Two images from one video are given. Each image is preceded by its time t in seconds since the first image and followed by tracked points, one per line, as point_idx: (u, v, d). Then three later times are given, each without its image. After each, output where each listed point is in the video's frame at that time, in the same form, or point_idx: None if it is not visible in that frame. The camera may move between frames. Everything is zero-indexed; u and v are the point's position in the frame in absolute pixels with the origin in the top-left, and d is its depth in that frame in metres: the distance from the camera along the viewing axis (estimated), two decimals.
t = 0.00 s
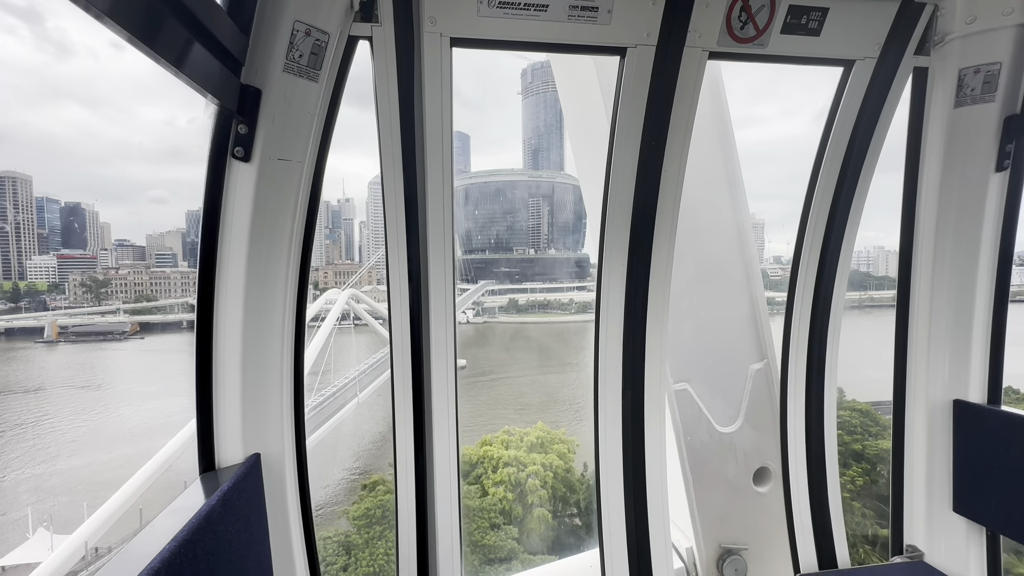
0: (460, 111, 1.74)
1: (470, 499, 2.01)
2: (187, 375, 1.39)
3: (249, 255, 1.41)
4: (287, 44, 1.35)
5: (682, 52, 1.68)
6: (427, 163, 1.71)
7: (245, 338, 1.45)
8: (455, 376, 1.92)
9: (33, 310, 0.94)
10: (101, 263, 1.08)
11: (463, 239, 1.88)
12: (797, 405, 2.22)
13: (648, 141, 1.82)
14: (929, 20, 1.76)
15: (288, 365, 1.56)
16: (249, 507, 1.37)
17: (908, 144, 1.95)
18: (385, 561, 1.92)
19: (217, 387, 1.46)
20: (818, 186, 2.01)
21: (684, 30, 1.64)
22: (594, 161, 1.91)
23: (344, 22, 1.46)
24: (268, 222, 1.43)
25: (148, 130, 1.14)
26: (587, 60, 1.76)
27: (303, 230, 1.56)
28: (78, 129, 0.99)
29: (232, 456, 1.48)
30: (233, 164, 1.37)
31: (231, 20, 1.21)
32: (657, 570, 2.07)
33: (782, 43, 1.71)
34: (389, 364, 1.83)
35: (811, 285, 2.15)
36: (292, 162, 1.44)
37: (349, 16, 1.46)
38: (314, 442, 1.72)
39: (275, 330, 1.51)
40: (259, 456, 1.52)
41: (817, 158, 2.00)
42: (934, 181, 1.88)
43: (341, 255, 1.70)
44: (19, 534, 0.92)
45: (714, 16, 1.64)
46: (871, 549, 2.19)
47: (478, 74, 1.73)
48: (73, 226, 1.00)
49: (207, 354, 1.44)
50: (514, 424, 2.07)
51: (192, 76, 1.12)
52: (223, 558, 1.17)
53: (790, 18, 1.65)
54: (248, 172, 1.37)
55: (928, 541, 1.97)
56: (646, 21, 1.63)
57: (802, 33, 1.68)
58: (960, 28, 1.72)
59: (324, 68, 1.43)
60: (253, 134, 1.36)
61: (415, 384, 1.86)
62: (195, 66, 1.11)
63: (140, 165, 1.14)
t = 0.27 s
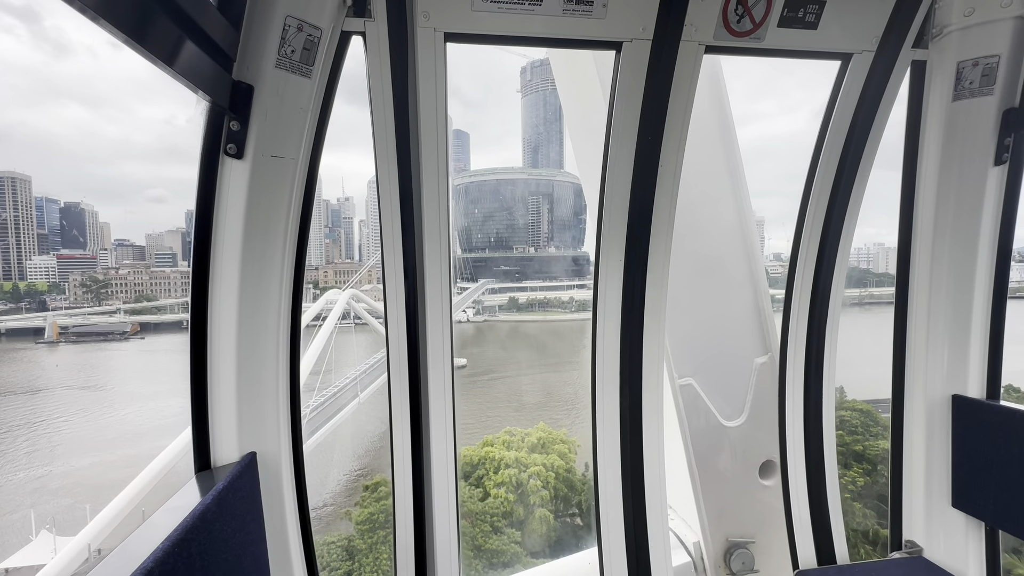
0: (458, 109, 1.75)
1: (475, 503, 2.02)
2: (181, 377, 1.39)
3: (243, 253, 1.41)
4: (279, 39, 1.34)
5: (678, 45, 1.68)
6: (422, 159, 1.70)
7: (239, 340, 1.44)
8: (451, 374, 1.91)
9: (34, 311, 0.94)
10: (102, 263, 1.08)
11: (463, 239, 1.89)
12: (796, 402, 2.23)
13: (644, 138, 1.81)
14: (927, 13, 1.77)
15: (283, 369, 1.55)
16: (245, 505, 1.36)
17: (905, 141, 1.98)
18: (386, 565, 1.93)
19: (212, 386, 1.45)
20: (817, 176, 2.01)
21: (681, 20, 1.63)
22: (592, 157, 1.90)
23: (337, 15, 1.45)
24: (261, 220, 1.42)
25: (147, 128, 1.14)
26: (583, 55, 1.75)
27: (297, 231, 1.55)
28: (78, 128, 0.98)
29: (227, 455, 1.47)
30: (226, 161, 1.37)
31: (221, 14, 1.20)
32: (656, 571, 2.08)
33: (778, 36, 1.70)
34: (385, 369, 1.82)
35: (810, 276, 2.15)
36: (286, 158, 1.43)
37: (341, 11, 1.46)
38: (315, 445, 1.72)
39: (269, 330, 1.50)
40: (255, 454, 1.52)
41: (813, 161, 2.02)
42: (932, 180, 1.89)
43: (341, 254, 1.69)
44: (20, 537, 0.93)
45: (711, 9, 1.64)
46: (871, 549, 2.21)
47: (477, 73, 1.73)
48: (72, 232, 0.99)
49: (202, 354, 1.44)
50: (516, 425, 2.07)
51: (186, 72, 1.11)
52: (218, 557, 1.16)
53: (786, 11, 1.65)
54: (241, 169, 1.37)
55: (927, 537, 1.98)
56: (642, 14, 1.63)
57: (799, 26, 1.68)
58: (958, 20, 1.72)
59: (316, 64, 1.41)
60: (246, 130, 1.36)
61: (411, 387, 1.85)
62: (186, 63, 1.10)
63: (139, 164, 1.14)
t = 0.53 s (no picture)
0: (457, 107, 1.74)
1: (479, 506, 2.03)
2: (178, 377, 1.38)
3: (239, 252, 1.39)
4: (274, 34, 1.33)
5: (676, 41, 1.68)
6: (420, 156, 1.70)
7: (235, 343, 1.43)
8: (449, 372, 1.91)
9: (36, 313, 0.94)
10: (101, 263, 1.08)
11: (462, 238, 1.89)
12: (795, 399, 2.23)
13: (643, 134, 1.81)
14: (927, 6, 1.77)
15: (279, 375, 1.54)
16: (243, 504, 1.36)
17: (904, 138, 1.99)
18: (388, 568, 1.94)
19: (209, 386, 1.44)
20: (817, 172, 2.00)
21: (678, 15, 1.62)
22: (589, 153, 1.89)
23: (333, 11, 1.43)
24: (256, 220, 1.41)
25: (144, 127, 1.14)
26: (581, 51, 1.75)
27: (293, 234, 1.54)
28: (76, 128, 0.98)
29: (225, 453, 1.46)
30: (221, 158, 1.35)
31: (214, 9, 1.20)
32: (654, 570, 2.08)
33: (777, 31, 1.70)
34: (383, 371, 1.83)
35: (810, 269, 2.15)
36: (282, 154, 1.42)
37: (338, 6, 1.44)
38: (314, 447, 1.73)
39: (267, 330, 1.49)
40: (252, 452, 1.50)
41: (812, 158, 2.02)
42: (931, 178, 1.89)
43: (340, 252, 1.69)
44: (22, 539, 0.92)
45: (710, 2, 1.63)
46: (872, 549, 2.22)
47: (475, 71, 1.73)
48: (70, 232, 0.98)
49: (197, 356, 1.43)
50: (518, 425, 2.07)
51: (182, 69, 1.11)
52: (216, 555, 1.16)
53: (785, 6, 1.65)
54: (236, 165, 1.35)
55: (926, 533, 1.99)
56: (640, 9, 1.62)
57: (798, 21, 1.67)
58: (958, 15, 1.72)
59: (312, 59, 1.41)
60: (241, 126, 1.34)
61: (409, 388, 1.85)
62: (181, 59, 1.10)
63: (137, 163, 1.14)
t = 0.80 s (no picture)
0: (456, 106, 1.74)
1: (481, 507, 2.04)
2: (178, 377, 1.37)
3: (238, 252, 1.39)
4: (273, 30, 1.33)
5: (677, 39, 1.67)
6: (419, 153, 1.69)
7: (234, 344, 1.42)
8: (448, 371, 1.91)
9: (37, 315, 0.94)
10: (101, 263, 1.08)
11: (462, 237, 1.88)
12: (794, 397, 2.23)
13: (643, 132, 1.81)
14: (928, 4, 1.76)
15: (279, 377, 1.54)
16: (242, 501, 1.36)
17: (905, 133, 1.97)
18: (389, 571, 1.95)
19: (207, 386, 1.43)
20: (817, 170, 2.00)
21: (678, 15, 1.63)
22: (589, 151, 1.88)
23: (332, 8, 1.43)
24: (255, 221, 1.41)
25: (143, 127, 1.14)
26: (581, 49, 1.74)
27: (291, 236, 1.54)
28: (74, 128, 0.98)
29: (223, 450, 1.45)
30: (220, 154, 1.34)
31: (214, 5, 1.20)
32: (653, 569, 2.09)
33: (777, 29, 1.70)
34: (382, 373, 1.83)
35: (810, 270, 2.15)
36: (281, 151, 1.41)
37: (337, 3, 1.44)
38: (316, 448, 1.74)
39: (266, 329, 1.49)
40: (251, 450, 1.50)
41: (812, 155, 2.02)
42: (932, 176, 1.89)
43: (340, 251, 1.69)
44: (24, 538, 0.93)
45: None
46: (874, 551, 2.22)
47: (475, 69, 1.73)
48: (68, 230, 0.99)
49: (195, 358, 1.42)
50: (519, 426, 2.08)
51: (182, 67, 1.11)
52: (214, 552, 1.17)
53: (786, 3, 1.64)
54: (235, 162, 1.34)
55: (925, 533, 2.00)
56: (640, 6, 1.62)
57: (799, 19, 1.67)
58: (959, 13, 1.71)
59: (311, 56, 1.41)
60: (240, 124, 1.34)
61: (408, 389, 1.86)
62: (179, 58, 1.10)
63: (135, 162, 1.14)
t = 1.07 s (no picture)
0: (456, 105, 1.74)
1: (482, 509, 2.06)
2: (177, 376, 1.38)
3: (236, 252, 1.39)
4: (272, 29, 1.33)
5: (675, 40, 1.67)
6: (418, 151, 1.69)
7: (231, 346, 1.43)
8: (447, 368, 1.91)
9: (38, 315, 0.95)
10: (101, 264, 1.09)
11: (462, 236, 1.89)
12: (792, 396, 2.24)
13: (642, 131, 1.80)
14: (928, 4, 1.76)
15: (276, 379, 1.54)
16: (239, 499, 1.37)
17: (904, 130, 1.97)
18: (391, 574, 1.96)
19: (205, 385, 1.43)
20: (815, 170, 2.01)
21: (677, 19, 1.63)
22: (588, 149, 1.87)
23: (330, 6, 1.43)
24: (253, 222, 1.41)
25: (141, 127, 1.14)
26: (580, 48, 1.74)
27: (289, 238, 1.55)
28: (73, 128, 0.98)
29: (220, 449, 1.46)
30: (217, 152, 1.34)
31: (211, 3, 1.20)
32: (651, 569, 2.10)
33: (777, 28, 1.69)
34: (381, 376, 1.83)
35: (808, 274, 2.15)
36: (279, 149, 1.42)
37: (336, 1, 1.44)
38: (320, 449, 1.77)
39: (264, 328, 1.50)
40: (249, 449, 1.50)
41: (811, 154, 2.02)
42: (931, 176, 1.89)
43: (339, 251, 1.70)
44: (27, 537, 0.93)
45: None
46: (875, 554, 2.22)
47: (474, 68, 1.73)
48: (65, 227, 0.99)
49: (195, 359, 1.42)
50: (521, 428, 2.09)
51: (181, 66, 1.12)
52: (211, 550, 1.17)
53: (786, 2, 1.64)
54: (233, 161, 1.34)
55: (923, 532, 2.01)
56: (639, 5, 1.62)
57: (799, 19, 1.67)
58: (958, 13, 1.71)
59: (309, 54, 1.41)
60: (237, 122, 1.33)
61: (407, 389, 1.86)
62: (178, 57, 1.10)
63: (134, 162, 1.14)
